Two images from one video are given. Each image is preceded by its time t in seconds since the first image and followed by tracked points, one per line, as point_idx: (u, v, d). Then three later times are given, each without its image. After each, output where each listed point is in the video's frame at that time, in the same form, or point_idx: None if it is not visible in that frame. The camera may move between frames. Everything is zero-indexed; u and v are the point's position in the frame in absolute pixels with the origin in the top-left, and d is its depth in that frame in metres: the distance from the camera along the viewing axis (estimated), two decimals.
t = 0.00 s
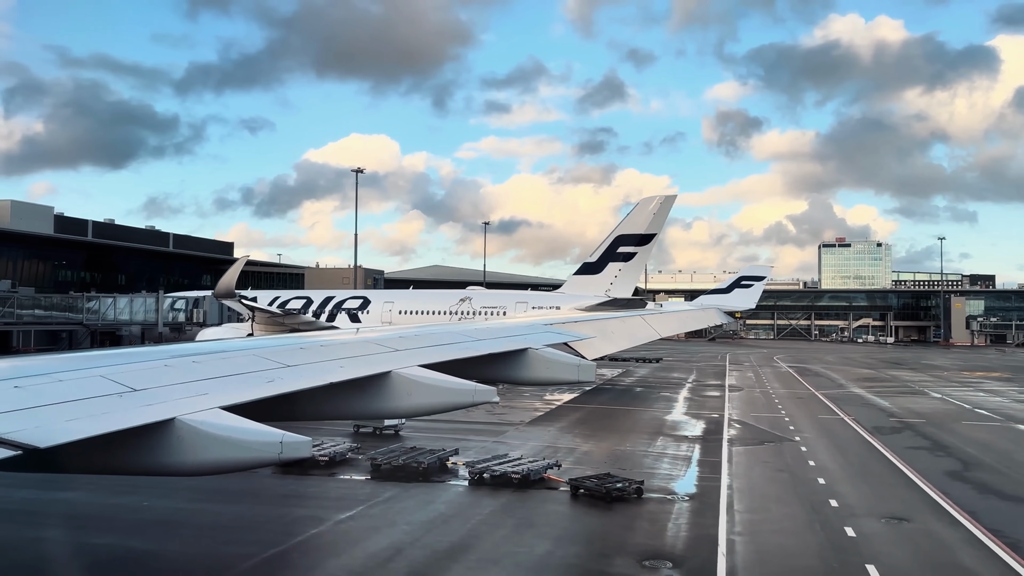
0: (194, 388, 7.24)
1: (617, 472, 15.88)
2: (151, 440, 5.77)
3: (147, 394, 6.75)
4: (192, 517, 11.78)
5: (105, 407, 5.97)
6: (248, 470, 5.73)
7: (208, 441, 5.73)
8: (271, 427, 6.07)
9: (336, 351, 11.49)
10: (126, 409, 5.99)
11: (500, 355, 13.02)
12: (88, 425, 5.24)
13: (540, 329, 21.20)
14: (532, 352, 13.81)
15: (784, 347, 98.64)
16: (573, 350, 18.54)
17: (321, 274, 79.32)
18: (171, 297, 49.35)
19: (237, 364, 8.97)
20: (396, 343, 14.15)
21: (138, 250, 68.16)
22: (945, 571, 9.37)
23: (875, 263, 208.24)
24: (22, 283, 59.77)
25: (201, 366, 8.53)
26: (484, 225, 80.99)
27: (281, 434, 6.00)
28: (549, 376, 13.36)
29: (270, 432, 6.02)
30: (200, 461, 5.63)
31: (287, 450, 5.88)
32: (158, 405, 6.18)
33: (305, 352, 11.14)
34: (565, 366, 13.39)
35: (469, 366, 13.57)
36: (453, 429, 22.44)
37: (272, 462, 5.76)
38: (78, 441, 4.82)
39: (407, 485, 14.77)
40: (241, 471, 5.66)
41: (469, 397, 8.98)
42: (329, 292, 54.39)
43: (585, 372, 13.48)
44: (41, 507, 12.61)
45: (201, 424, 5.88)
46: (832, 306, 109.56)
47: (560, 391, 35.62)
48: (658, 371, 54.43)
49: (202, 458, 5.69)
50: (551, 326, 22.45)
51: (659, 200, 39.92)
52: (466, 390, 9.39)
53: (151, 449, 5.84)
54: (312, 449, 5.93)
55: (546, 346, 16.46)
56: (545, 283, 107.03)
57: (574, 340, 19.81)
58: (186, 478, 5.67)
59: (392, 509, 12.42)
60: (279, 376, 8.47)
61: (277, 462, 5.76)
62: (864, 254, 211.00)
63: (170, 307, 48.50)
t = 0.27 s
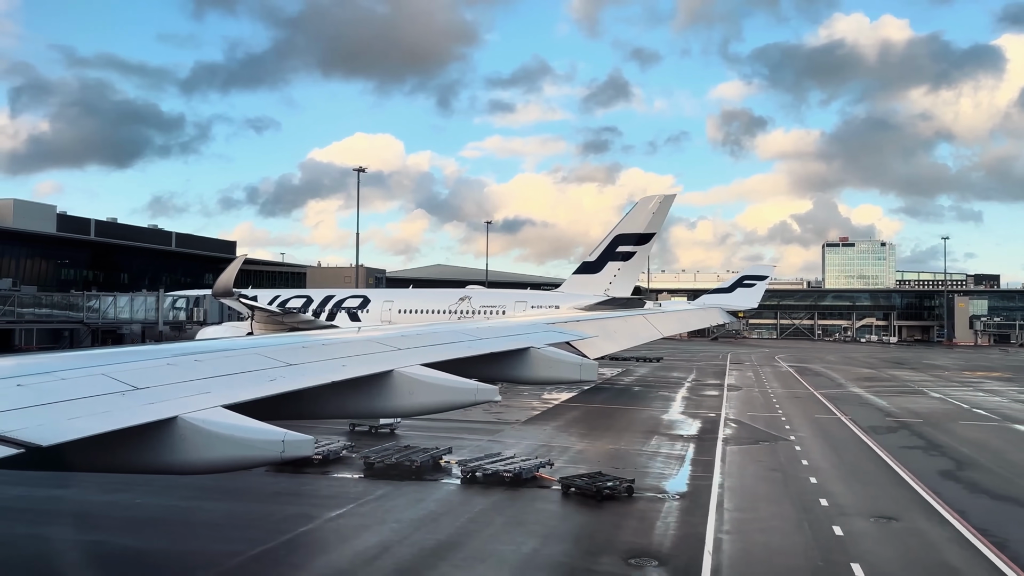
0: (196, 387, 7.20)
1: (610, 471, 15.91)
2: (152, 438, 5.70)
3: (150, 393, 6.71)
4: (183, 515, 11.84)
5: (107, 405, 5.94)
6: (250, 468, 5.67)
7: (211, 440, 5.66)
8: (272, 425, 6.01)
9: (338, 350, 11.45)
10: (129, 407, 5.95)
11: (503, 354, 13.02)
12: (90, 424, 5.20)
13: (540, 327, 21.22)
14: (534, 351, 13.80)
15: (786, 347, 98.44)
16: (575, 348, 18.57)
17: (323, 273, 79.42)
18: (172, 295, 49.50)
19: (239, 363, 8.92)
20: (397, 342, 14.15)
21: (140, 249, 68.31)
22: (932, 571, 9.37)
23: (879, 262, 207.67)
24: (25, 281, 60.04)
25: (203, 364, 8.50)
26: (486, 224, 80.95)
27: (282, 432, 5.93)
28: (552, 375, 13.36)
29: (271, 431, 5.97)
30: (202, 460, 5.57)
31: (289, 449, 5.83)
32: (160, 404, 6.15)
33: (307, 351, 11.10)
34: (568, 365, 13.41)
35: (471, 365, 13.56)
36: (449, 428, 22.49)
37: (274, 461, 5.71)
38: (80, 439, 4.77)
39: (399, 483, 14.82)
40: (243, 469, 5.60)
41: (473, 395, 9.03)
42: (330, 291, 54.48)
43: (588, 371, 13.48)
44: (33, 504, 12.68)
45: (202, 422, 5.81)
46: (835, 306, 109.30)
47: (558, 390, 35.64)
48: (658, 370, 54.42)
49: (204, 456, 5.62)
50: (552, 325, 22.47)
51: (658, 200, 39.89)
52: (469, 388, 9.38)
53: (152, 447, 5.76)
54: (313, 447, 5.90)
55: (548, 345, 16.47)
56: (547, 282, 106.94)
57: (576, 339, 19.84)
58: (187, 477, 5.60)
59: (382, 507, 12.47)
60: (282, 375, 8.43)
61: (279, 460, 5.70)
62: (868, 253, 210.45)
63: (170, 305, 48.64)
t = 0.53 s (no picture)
0: (198, 385, 7.20)
1: (602, 469, 15.96)
2: (156, 435, 5.70)
3: (152, 391, 6.72)
4: (174, 512, 11.91)
5: (109, 404, 5.94)
6: (254, 466, 5.71)
7: (216, 438, 5.69)
8: (275, 423, 6.06)
9: (339, 349, 11.45)
10: (131, 405, 5.96)
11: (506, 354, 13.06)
12: (94, 422, 5.21)
13: (541, 326, 21.27)
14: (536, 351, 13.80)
15: (789, 346, 98.25)
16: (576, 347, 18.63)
17: (325, 272, 79.54)
18: (173, 294, 49.65)
19: (240, 362, 8.93)
20: (400, 340, 14.18)
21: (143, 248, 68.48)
22: (917, 569, 9.39)
23: (883, 262, 207.08)
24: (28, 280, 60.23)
25: (204, 363, 8.50)
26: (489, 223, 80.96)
27: (285, 430, 5.98)
28: (554, 375, 13.36)
29: (274, 429, 6.01)
30: (208, 459, 5.59)
31: (292, 447, 5.89)
32: (162, 403, 6.16)
33: (309, 349, 11.11)
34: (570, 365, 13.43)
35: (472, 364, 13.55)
36: (445, 426, 22.54)
37: (278, 460, 5.76)
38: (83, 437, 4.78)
39: (392, 481, 14.87)
40: (248, 468, 5.63)
41: (476, 395, 9.07)
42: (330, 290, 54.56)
43: (590, 371, 13.48)
44: (25, 502, 12.76)
45: (205, 420, 5.82)
46: (839, 305, 109.07)
47: (557, 389, 35.67)
48: (659, 369, 54.43)
49: (210, 455, 5.65)
50: (554, 323, 22.51)
51: (658, 199, 39.88)
52: (471, 387, 9.41)
53: (155, 445, 5.77)
54: (315, 446, 5.97)
55: (550, 344, 16.52)
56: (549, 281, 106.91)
57: (577, 338, 19.91)
58: (192, 474, 5.61)
59: (372, 505, 12.53)
60: (283, 373, 8.44)
61: (283, 459, 5.76)
62: (872, 253, 209.88)
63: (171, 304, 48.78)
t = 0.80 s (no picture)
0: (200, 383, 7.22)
1: (595, 468, 15.97)
2: (158, 433, 5.71)
3: (154, 389, 6.74)
4: (166, 510, 11.97)
5: (111, 402, 5.96)
6: (255, 464, 5.66)
7: (218, 435, 5.68)
8: (278, 422, 6.00)
9: (341, 347, 11.46)
10: (133, 403, 5.97)
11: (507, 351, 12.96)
12: (96, 419, 5.22)
13: (542, 324, 21.29)
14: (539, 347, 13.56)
15: (792, 345, 98.04)
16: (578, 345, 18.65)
17: (326, 271, 79.65)
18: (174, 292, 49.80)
19: (241, 360, 8.94)
20: (402, 339, 14.19)
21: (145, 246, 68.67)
22: (903, 568, 9.39)
23: (887, 261, 206.43)
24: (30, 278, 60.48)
25: (206, 362, 8.51)
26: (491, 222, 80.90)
27: (288, 428, 5.90)
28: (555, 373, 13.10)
29: (277, 427, 5.95)
30: (209, 456, 5.57)
31: (293, 445, 5.79)
32: (164, 401, 6.16)
33: (311, 348, 11.13)
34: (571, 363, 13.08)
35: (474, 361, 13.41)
36: (441, 425, 22.59)
37: (279, 458, 5.68)
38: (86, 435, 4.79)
39: (384, 479, 14.91)
40: (248, 465, 5.59)
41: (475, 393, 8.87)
42: (330, 288, 54.63)
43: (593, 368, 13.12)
44: (18, 498, 12.84)
45: (207, 418, 5.81)
46: (842, 304, 108.79)
47: (555, 388, 35.69)
48: (659, 367, 54.42)
49: (211, 452, 5.63)
50: (556, 322, 22.52)
51: (657, 198, 39.84)
52: (474, 385, 9.22)
53: (158, 443, 5.77)
54: (317, 444, 5.86)
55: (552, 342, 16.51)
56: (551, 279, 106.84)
57: (579, 336, 19.93)
58: (193, 472, 5.59)
59: (363, 502, 12.57)
60: (285, 372, 8.46)
61: (284, 457, 5.67)
62: (876, 252, 209.25)
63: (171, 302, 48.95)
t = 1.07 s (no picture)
0: (202, 381, 7.27)
1: (588, 466, 16.02)
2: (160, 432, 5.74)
3: (156, 387, 6.79)
4: (158, 506, 12.04)
5: (113, 400, 6.01)
6: (258, 462, 5.69)
7: (219, 433, 5.71)
8: (279, 419, 6.02)
9: (341, 345, 11.51)
10: (135, 401, 6.02)
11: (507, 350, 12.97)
12: (99, 416, 5.27)
13: (543, 323, 21.33)
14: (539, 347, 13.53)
15: (794, 344, 97.85)
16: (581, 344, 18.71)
17: (327, 269, 79.71)
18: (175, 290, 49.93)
19: (242, 358, 8.99)
20: (401, 337, 14.20)
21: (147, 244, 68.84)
22: (886, 565, 9.44)
23: (891, 259, 205.83)
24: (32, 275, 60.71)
25: (207, 359, 8.57)
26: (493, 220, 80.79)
27: (290, 426, 5.92)
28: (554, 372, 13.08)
29: (280, 425, 5.98)
30: (211, 454, 5.60)
31: (295, 442, 5.81)
32: (166, 399, 6.21)
33: (311, 346, 11.18)
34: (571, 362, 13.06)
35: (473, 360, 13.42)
36: (437, 423, 22.64)
37: (281, 456, 5.70)
38: (89, 432, 4.84)
39: (376, 477, 14.97)
40: (249, 463, 5.62)
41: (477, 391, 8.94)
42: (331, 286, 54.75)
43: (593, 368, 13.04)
44: (12, 494, 12.93)
45: (209, 416, 5.83)
46: (844, 303, 108.54)
47: (553, 386, 35.73)
48: (659, 366, 54.43)
49: (214, 450, 5.66)
50: (559, 321, 22.54)
51: (656, 196, 39.81)
52: (476, 383, 9.25)
53: (161, 440, 5.81)
54: (319, 442, 5.89)
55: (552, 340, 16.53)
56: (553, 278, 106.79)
57: (581, 335, 19.97)
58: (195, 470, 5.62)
59: (355, 499, 12.64)
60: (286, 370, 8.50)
61: (286, 455, 5.69)
62: (880, 250, 208.63)
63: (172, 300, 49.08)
